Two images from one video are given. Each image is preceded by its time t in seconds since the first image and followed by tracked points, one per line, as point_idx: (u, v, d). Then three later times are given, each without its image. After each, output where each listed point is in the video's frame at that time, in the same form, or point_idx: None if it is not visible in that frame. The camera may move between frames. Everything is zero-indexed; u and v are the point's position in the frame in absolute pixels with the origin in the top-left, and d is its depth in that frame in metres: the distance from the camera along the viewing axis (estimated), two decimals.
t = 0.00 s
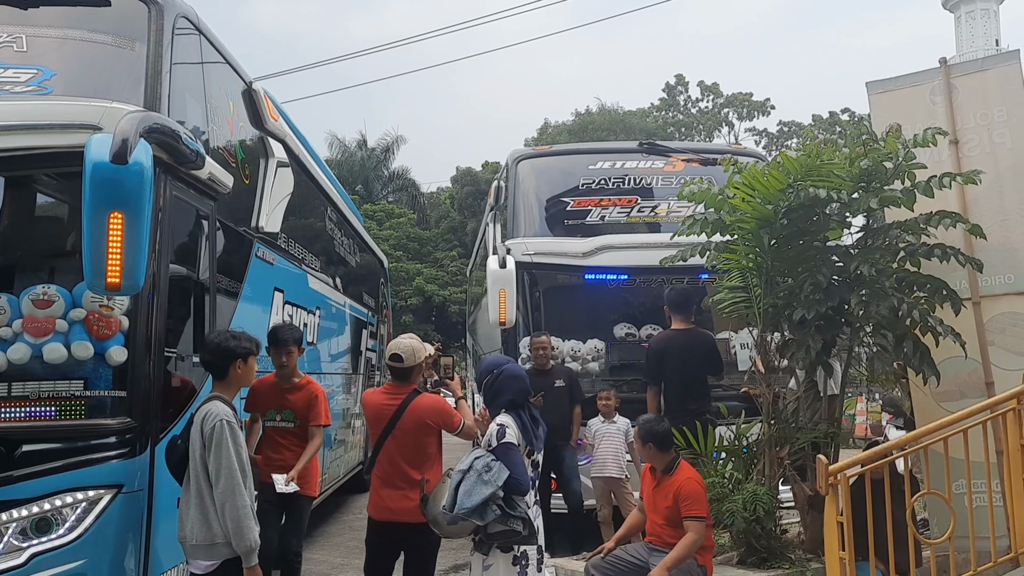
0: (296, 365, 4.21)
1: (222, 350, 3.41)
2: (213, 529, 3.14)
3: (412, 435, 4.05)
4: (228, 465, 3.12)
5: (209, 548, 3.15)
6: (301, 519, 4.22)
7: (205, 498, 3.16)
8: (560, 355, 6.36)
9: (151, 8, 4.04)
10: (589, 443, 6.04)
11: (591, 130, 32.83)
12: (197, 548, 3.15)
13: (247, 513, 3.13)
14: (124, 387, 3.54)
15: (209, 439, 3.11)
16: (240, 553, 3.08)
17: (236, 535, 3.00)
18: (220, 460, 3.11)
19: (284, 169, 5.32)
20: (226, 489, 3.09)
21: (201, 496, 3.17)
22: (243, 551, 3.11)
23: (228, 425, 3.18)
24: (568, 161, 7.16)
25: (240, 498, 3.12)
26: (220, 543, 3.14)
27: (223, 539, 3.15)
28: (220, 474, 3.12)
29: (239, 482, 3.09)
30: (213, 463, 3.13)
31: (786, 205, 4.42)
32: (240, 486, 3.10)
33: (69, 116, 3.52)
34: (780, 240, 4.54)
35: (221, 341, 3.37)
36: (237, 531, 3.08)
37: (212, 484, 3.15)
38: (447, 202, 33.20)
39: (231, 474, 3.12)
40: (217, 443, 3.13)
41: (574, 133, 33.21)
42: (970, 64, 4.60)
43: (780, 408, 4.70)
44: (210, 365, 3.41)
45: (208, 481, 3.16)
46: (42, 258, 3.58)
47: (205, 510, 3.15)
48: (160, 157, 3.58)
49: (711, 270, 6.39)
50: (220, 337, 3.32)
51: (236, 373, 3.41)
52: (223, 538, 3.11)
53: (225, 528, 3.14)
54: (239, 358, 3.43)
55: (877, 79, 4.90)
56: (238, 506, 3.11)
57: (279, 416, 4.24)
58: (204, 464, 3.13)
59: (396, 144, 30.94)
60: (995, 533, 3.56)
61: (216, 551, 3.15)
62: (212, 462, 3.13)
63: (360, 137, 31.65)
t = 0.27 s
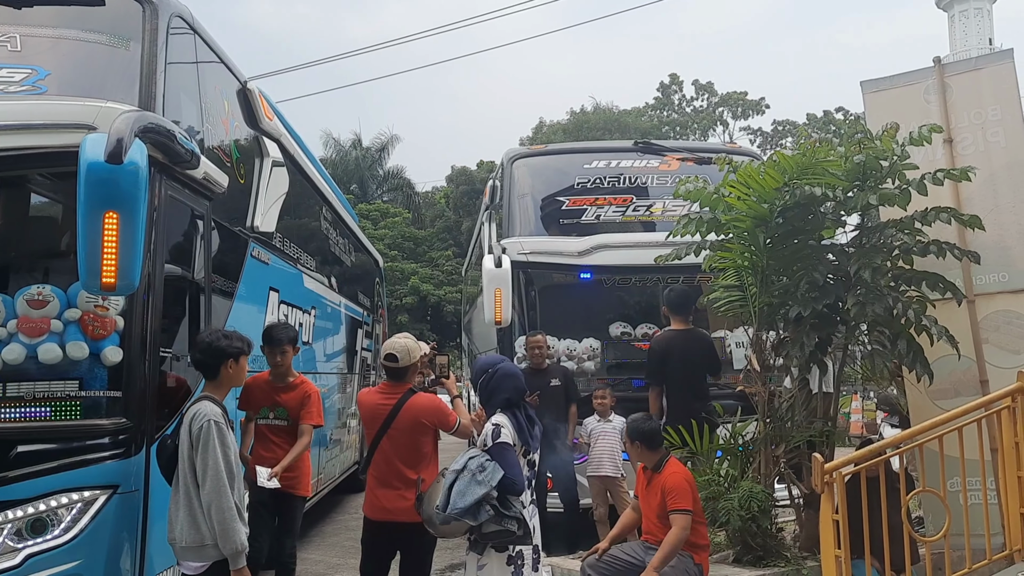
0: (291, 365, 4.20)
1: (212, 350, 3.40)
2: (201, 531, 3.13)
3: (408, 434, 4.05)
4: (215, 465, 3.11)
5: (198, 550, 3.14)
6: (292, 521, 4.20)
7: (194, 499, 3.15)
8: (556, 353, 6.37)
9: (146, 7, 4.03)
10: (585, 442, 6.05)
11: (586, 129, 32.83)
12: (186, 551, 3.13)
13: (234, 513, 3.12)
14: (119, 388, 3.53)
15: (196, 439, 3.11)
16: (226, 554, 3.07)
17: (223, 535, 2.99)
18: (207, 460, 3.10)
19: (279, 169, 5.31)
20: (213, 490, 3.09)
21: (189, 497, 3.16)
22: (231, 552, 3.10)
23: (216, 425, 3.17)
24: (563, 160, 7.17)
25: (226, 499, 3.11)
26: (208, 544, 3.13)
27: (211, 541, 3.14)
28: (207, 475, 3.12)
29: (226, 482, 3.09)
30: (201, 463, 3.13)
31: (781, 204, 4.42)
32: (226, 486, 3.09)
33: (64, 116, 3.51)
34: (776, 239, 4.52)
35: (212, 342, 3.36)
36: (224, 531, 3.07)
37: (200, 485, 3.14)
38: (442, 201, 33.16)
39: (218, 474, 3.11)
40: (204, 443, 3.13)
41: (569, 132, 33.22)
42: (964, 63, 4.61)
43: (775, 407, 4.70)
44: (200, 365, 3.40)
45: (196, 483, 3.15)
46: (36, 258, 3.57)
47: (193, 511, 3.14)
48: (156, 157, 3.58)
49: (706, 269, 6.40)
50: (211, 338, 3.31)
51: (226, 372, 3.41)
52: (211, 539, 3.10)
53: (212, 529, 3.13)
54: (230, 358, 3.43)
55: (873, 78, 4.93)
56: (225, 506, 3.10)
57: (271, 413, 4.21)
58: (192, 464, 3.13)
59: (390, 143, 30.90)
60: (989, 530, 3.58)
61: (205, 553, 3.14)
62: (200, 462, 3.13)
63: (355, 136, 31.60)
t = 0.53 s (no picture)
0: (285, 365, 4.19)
1: (212, 349, 3.39)
2: (199, 538, 3.13)
3: (403, 435, 4.05)
4: (219, 472, 3.11)
5: (192, 559, 3.13)
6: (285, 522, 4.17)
7: (191, 506, 3.14)
8: (551, 353, 6.38)
9: (140, 7, 4.01)
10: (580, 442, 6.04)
11: (581, 129, 32.84)
12: (182, 557, 3.13)
13: (236, 520, 3.14)
14: (113, 388, 3.51)
15: (201, 445, 3.09)
16: (227, 563, 3.09)
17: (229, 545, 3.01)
18: (212, 468, 3.09)
19: (274, 169, 5.29)
20: (217, 498, 3.09)
21: (187, 504, 3.14)
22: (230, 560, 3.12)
23: (219, 431, 3.16)
24: (558, 160, 7.17)
25: (228, 505, 3.12)
26: (205, 553, 3.13)
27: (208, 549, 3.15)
28: (212, 481, 3.11)
29: (231, 489, 3.10)
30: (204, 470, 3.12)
31: (776, 204, 4.39)
32: (231, 494, 3.10)
33: (58, 116, 3.49)
34: (771, 239, 4.52)
35: (212, 341, 3.36)
36: (226, 540, 3.08)
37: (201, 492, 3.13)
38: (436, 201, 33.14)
39: (223, 482, 3.11)
40: (209, 450, 3.12)
41: (563, 132, 33.22)
42: (957, 64, 4.63)
43: (770, 407, 4.64)
44: (199, 364, 3.38)
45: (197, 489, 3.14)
46: (29, 258, 3.55)
47: (190, 519, 3.13)
48: (149, 157, 3.57)
49: (700, 269, 6.41)
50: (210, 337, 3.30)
51: (222, 374, 3.40)
52: (210, 547, 3.11)
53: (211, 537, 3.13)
54: (229, 358, 3.43)
55: (866, 78, 4.92)
56: (228, 513, 3.11)
57: (263, 413, 4.19)
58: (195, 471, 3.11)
59: (385, 143, 30.86)
60: (984, 529, 3.60)
61: (200, 561, 3.14)
62: (203, 469, 3.11)
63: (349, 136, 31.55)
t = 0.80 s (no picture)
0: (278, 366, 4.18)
1: (219, 350, 3.40)
2: (205, 543, 3.15)
3: (399, 436, 4.05)
4: (234, 477, 3.16)
5: (196, 564, 3.16)
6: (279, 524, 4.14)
7: (199, 511, 3.15)
8: (546, 354, 6.38)
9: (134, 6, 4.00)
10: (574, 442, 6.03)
11: (575, 130, 32.87)
12: (186, 563, 3.14)
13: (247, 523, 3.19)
14: (108, 389, 3.50)
15: (217, 450, 3.12)
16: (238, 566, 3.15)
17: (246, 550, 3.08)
18: (227, 472, 3.14)
19: (268, 169, 5.28)
20: (232, 503, 3.14)
21: (193, 509, 3.15)
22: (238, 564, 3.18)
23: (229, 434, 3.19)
24: (553, 161, 7.19)
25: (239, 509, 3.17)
26: (211, 557, 3.17)
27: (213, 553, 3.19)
28: (226, 484, 3.15)
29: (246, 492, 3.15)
30: (216, 475, 3.15)
31: (770, 204, 4.41)
32: (246, 499, 3.17)
33: (52, 116, 3.48)
34: (765, 240, 4.53)
35: (222, 342, 3.38)
36: (238, 545, 3.14)
37: (211, 496, 3.16)
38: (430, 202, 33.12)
39: (237, 486, 3.17)
40: (223, 454, 3.16)
41: (557, 133, 33.25)
42: (950, 65, 4.66)
43: (764, 407, 4.65)
44: (206, 364, 3.38)
45: (206, 494, 3.16)
46: (23, 259, 3.53)
47: (197, 524, 3.15)
48: (144, 157, 3.57)
49: (695, 269, 6.43)
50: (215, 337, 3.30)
51: (225, 378, 3.41)
52: (219, 552, 3.16)
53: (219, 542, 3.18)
54: (234, 360, 3.44)
55: (860, 79, 4.92)
56: (242, 516, 3.17)
57: (256, 415, 4.17)
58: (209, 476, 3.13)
59: (379, 143, 30.83)
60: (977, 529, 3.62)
61: (203, 567, 3.17)
62: (216, 474, 3.14)
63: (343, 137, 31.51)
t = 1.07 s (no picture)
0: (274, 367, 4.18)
1: (213, 351, 3.40)
2: (205, 545, 3.15)
3: (396, 437, 4.05)
4: (231, 480, 3.13)
5: (195, 566, 3.16)
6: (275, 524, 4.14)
7: (197, 514, 3.15)
8: (543, 354, 6.38)
9: (130, 6, 3.99)
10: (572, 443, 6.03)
11: (572, 130, 32.88)
12: (185, 565, 3.14)
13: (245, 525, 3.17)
14: (105, 390, 3.48)
15: (212, 453, 3.09)
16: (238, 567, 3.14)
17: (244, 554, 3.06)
18: (224, 476, 3.11)
19: (265, 170, 5.27)
20: (230, 505, 3.12)
21: (192, 511, 3.15)
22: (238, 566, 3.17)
23: (225, 435, 3.17)
24: (549, 162, 7.19)
25: (236, 510, 3.14)
26: (210, 560, 3.17)
27: (213, 555, 3.18)
28: (221, 486, 3.12)
29: (242, 495, 3.12)
30: (213, 478, 3.13)
31: (766, 205, 4.41)
32: (244, 502, 3.13)
33: (49, 116, 3.47)
34: (761, 240, 4.52)
35: (216, 342, 3.38)
36: (239, 546, 3.14)
37: (208, 499, 3.14)
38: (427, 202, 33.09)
39: (234, 489, 3.14)
40: (218, 457, 3.13)
41: (554, 134, 33.27)
42: (947, 66, 4.67)
43: (761, 408, 4.65)
44: (198, 365, 3.37)
45: (203, 497, 3.15)
46: (20, 259, 3.51)
47: (195, 527, 3.14)
48: (141, 157, 3.56)
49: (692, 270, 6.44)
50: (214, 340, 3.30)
51: (218, 378, 3.40)
52: (218, 555, 3.15)
53: (218, 544, 3.17)
54: (227, 362, 3.43)
55: (857, 80, 4.92)
56: (238, 519, 3.14)
57: (252, 416, 4.18)
58: (205, 479, 3.11)
59: (376, 143, 30.82)
60: (974, 529, 3.63)
61: (203, 568, 3.17)
62: (212, 477, 3.12)
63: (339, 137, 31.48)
